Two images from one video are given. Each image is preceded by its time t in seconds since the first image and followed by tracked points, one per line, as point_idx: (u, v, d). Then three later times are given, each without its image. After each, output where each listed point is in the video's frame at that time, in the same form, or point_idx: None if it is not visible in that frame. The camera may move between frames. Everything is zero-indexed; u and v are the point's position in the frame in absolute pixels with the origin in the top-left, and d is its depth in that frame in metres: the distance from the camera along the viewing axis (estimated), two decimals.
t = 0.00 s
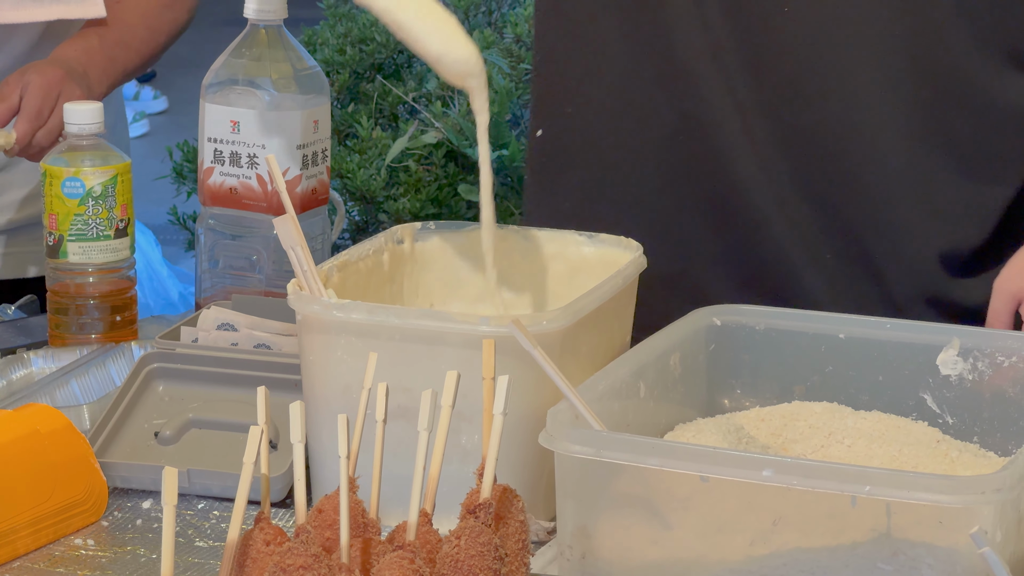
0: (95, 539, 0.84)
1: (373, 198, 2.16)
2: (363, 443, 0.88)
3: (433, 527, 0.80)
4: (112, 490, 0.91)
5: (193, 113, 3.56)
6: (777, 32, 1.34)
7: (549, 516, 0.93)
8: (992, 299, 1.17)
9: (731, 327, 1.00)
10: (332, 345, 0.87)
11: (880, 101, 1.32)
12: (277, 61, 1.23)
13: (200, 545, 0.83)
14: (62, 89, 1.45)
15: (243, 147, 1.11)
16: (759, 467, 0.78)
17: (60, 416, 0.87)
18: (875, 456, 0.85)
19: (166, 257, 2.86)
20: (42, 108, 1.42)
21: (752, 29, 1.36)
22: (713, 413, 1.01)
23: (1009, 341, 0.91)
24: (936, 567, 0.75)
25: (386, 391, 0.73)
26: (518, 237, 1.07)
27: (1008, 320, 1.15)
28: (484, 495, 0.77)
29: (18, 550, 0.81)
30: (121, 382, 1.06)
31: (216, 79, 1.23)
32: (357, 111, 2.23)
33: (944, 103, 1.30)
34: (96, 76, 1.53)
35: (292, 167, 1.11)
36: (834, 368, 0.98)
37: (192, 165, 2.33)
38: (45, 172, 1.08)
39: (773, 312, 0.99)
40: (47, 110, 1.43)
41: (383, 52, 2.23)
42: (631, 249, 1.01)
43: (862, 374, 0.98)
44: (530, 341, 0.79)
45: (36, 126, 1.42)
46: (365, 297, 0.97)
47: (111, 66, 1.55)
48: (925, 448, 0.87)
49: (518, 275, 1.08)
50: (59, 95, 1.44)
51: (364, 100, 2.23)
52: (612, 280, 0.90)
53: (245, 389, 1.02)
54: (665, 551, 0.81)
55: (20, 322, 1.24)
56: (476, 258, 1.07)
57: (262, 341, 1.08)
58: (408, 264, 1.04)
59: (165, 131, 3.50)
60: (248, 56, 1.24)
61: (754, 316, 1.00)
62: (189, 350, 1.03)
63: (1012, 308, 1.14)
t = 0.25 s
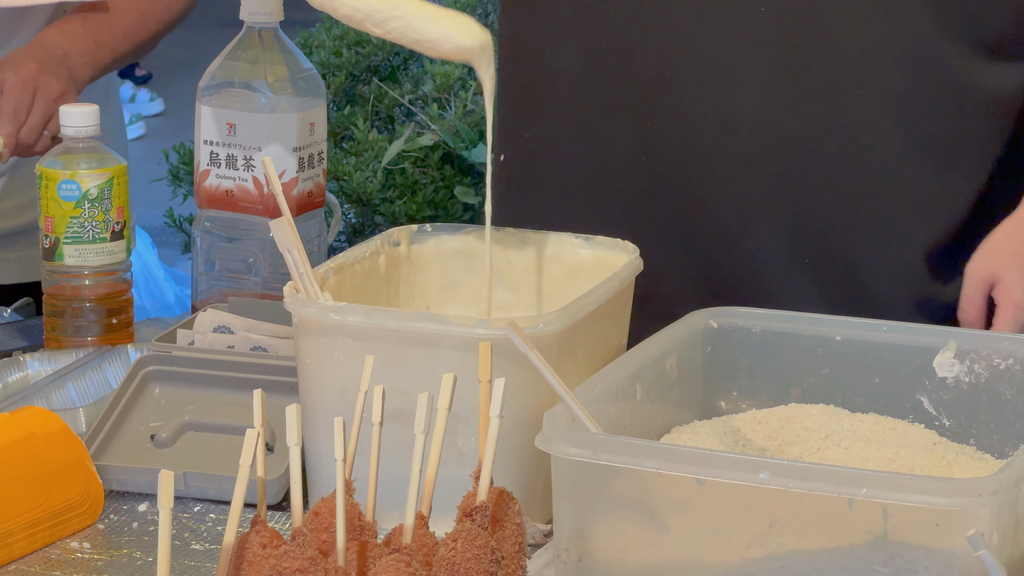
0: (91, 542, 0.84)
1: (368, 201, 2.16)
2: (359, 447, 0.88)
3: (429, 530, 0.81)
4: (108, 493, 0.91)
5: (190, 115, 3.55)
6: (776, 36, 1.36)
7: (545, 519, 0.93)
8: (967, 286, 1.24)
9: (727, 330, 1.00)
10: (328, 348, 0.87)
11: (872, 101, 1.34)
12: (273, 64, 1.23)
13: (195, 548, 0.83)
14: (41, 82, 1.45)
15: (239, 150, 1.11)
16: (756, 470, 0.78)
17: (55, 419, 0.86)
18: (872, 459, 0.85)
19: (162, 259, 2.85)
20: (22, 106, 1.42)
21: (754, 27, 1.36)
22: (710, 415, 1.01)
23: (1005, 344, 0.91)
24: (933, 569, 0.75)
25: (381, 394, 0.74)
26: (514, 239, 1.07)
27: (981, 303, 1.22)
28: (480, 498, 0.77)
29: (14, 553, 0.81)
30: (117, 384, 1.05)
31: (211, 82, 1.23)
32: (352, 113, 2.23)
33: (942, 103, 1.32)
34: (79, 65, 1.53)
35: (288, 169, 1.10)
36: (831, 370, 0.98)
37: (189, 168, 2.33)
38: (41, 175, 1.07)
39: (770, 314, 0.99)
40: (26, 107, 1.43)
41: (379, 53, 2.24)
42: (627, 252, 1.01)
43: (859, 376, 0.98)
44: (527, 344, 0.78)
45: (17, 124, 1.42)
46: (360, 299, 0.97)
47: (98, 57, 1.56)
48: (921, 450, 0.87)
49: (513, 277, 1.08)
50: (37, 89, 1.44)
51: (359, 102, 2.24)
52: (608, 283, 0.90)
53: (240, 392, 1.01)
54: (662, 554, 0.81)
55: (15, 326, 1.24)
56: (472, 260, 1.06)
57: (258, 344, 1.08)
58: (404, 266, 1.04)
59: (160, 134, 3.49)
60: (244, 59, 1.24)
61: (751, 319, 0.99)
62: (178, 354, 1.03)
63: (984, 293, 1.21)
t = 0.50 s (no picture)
0: (87, 543, 0.84)
1: (365, 202, 2.23)
2: (355, 448, 0.88)
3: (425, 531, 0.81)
4: (103, 494, 0.91)
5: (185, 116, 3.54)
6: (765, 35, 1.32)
7: (541, 520, 0.93)
8: (926, 268, 1.24)
9: (723, 330, 1.00)
10: (324, 349, 0.86)
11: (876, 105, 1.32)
12: (269, 65, 1.24)
13: (192, 549, 0.83)
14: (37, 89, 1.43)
15: (234, 151, 1.11)
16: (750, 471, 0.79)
17: (50, 420, 0.86)
18: (868, 460, 0.84)
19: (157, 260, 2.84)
20: (17, 112, 1.41)
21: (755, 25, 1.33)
22: (706, 415, 1.01)
23: (1003, 345, 0.91)
24: (929, 570, 0.76)
25: (378, 395, 0.75)
26: (509, 240, 1.07)
27: (941, 286, 1.22)
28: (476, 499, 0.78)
29: (9, 555, 0.81)
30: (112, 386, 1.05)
31: (207, 83, 1.23)
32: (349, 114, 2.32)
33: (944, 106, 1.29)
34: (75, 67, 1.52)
35: (283, 170, 1.11)
36: (827, 371, 0.98)
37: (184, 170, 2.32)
38: (36, 176, 1.07)
39: (767, 315, 0.99)
40: (22, 114, 1.42)
41: (374, 55, 2.32)
42: (624, 253, 1.01)
43: (855, 377, 0.98)
44: (522, 345, 0.78)
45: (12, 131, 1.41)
46: (356, 301, 0.97)
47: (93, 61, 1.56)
48: (918, 450, 0.87)
49: (509, 278, 1.08)
50: (32, 97, 1.42)
51: (356, 104, 2.34)
52: (605, 283, 0.90)
53: (236, 393, 1.01)
54: (658, 554, 0.82)
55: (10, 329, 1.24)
56: (468, 261, 1.07)
57: (254, 345, 1.08)
58: (400, 267, 1.04)
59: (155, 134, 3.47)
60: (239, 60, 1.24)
61: (747, 320, 1.00)
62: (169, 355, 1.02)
63: (944, 274, 1.21)
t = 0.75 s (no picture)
0: (81, 547, 0.84)
1: (357, 203, 2.33)
2: (349, 451, 0.88)
3: (420, 533, 0.82)
4: (97, 498, 0.90)
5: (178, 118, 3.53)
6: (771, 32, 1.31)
7: (536, 522, 0.93)
8: (911, 256, 1.24)
9: (718, 332, 1.00)
10: (318, 351, 0.86)
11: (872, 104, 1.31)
12: (263, 67, 1.24)
13: (186, 553, 0.83)
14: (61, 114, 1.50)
15: (228, 153, 1.11)
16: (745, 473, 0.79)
17: (43, 423, 0.86)
18: (862, 462, 0.84)
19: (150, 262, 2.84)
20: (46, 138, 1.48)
21: (757, 23, 1.31)
22: (700, 418, 1.01)
23: (996, 346, 0.91)
24: (923, 571, 0.77)
25: (371, 396, 0.75)
26: (503, 242, 1.06)
27: (925, 274, 1.22)
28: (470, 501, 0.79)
29: (2, 559, 0.80)
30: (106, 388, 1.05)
31: (200, 85, 1.22)
32: (342, 117, 2.42)
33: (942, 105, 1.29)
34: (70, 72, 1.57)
35: (277, 173, 1.10)
36: (820, 373, 0.98)
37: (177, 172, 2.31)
38: (29, 179, 1.07)
39: (761, 317, 0.99)
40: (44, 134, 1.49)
41: (367, 58, 2.40)
42: (618, 254, 1.01)
43: (849, 379, 0.98)
44: (516, 347, 0.78)
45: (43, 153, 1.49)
46: (350, 304, 0.96)
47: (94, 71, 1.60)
48: (911, 452, 0.87)
49: (503, 280, 1.07)
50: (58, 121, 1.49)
51: (348, 105, 2.44)
52: (598, 285, 0.89)
53: (229, 396, 1.01)
54: (654, 557, 0.83)
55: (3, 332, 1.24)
56: (461, 263, 1.07)
57: (248, 348, 1.07)
58: (393, 270, 1.04)
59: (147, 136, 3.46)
60: (232, 62, 1.24)
61: (741, 321, 0.99)
62: (162, 356, 1.03)
63: (929, 261, 1.21)
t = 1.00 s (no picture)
0: (70, 549, 0.84)
1: (347, 204, 2.34)
2: (339, 451, 0.87)
3: (409, 534, 0.82)
4: (86, 499, 0.90)
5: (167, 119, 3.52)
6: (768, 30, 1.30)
7: (527, 524, 0.93)
8: (964, 268, 1.22)
9: (708, 331, 1.00)
10: (308, 352, 0.85)
11: (888, 101, 1.29)
12: (251, 68, 1.23)
13: (175, 554, 0.83)
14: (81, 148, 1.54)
15: (217, 154, 1.11)
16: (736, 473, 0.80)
17: (32, 425, 0.86)
18: (852, 461, 0.84)
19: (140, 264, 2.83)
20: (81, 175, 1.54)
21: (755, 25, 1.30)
22: (690, 418, 1.00)
23: (986, 345, 0.91)
24: (913, 571, 0.78)
25: (363, 395, 0.75)
26: (492, 242, 1.06)
27: (980, 287, 1.20)
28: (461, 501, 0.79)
29: None
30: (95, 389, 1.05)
31: (188, 86, 1.22)
32: (331, 117, 2.43)
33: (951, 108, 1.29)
34: (59, 92, 1.66)
35: (266, 174, 1.10)
36: (810, 372, 0.98)
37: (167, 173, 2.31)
38: (17, 180, 1.07)
39: (751, 316, 0.99)
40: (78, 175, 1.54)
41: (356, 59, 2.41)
42: (607, 254, 1.01)
43: (839, 378, 0.97)
44: (506, 347, 0.78)
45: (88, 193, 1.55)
46: (340, 305, 0.96)
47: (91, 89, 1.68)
48: (901, 451, 0.87)
49: (492, 280, 1.07)
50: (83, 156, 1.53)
51: (337, 106, 2.44)
52: (588, 285, 0.89)
53: (218, 397, 1.01)
54: (645, 557, 0.83)
55: None
56: (451, 263, 1.06)
57: (238, 349, 1.07)
58: (383, 271, 1.04)
59: (135, 138, 3.45)
60: (221, 63, 1.24)
61: (730, 321, 1.00)
62: (153, 355, 1.03)
63: (984, 274, 1.19)
